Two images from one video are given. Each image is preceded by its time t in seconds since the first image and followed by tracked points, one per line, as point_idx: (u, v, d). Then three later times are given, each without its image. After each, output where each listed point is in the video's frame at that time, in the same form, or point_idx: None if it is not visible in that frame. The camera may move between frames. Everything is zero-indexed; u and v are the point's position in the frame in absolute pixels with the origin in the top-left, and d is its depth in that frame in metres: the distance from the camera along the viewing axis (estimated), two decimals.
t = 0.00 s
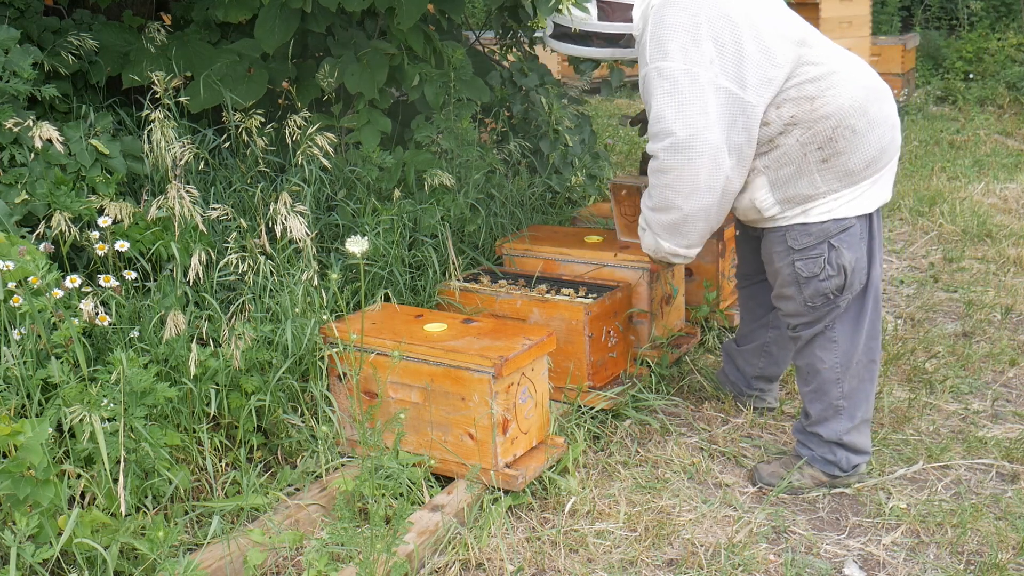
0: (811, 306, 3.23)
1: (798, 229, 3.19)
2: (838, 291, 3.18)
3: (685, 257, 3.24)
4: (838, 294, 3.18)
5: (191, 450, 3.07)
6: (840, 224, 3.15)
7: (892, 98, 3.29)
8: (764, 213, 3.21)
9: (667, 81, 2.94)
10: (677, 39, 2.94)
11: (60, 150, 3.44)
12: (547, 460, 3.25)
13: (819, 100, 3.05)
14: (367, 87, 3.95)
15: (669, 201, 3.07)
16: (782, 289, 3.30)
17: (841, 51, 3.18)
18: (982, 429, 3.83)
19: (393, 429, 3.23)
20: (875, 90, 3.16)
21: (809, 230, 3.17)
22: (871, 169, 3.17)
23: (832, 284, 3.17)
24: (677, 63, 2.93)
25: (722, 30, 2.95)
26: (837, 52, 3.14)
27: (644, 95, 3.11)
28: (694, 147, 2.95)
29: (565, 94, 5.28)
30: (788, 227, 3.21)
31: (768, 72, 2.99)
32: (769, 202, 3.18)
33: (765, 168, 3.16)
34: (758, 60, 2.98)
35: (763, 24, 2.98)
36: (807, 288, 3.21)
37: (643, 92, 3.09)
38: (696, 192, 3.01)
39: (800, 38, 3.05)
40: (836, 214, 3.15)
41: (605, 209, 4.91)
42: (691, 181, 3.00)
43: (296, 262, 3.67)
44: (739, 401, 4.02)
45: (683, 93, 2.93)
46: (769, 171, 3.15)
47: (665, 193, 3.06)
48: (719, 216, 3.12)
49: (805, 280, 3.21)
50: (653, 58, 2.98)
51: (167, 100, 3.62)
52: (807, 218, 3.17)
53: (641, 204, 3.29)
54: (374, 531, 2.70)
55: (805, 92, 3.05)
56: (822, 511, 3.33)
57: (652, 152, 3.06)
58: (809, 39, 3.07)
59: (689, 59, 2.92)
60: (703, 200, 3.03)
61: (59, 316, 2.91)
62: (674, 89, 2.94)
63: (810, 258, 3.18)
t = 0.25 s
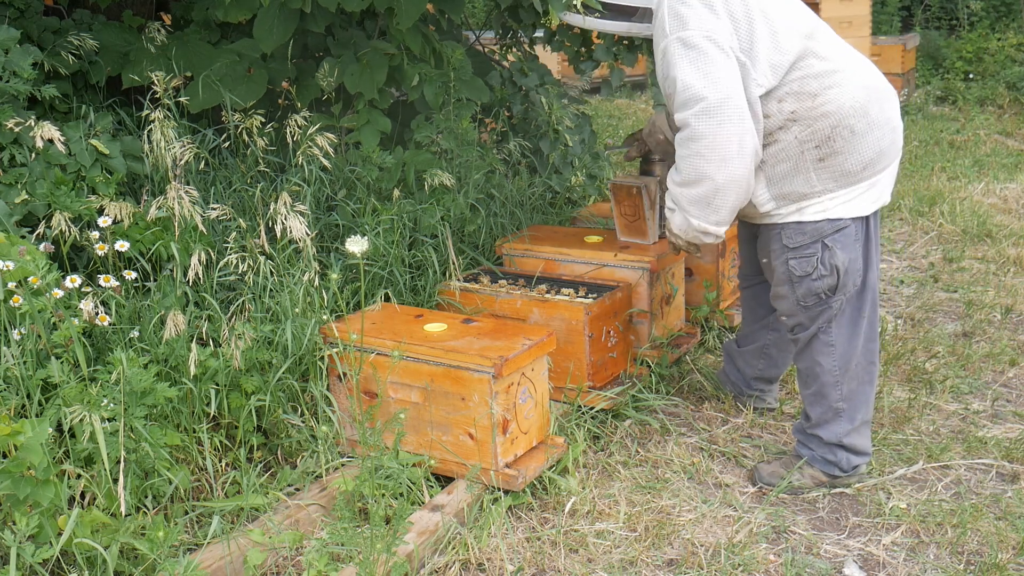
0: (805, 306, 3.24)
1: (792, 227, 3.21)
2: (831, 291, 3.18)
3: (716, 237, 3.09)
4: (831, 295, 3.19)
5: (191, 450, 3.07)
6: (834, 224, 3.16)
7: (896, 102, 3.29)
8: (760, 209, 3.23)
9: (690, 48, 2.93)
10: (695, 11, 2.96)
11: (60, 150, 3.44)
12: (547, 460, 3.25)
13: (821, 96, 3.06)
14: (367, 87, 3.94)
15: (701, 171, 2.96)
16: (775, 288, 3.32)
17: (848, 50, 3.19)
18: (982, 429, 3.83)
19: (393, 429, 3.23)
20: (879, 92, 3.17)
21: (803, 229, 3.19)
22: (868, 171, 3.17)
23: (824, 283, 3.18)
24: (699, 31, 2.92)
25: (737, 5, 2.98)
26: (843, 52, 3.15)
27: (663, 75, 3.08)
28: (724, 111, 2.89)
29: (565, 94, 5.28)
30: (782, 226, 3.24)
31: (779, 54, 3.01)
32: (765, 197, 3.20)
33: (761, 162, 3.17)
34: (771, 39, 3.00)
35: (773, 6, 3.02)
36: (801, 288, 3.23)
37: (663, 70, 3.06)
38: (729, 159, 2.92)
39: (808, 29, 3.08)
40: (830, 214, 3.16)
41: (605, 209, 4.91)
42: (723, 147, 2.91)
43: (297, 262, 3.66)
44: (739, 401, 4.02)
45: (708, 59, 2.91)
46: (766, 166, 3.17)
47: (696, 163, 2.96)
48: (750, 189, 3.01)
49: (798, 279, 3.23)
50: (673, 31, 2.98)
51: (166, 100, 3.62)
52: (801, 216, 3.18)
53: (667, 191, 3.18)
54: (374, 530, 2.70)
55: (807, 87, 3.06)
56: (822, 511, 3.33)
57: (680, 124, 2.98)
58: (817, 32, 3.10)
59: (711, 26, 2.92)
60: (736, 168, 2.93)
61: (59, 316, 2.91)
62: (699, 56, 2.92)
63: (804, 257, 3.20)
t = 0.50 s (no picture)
0: (814, 306, 3.23)
1: (805, 227, 3.19)
2: (842, 292, 3.18)
3: (750, 222, 3.04)
4: (842, 295, 3.18)
5: (191, 450, 3.07)
6: (847, 224, 3.16)
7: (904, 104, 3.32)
8: (771, 208, 3.21)
9: (722, 27, 2.89)
10: None
11: (60, 150, 3.44)
12: (547, 460, 3.25)
13: (838, 93, 3.07)
14: (367, 87, 3.94)
15: (738, 151, 2.91)
16: (784, 288, 3.30)
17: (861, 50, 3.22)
18: (982, 429, 3.83)
19: (393, 429, 3.23)
20: (893, 92, 3.19)
21: (815, 229, 3.18)
22: (882, 172, 3.18)
23: (835, 283, 3.16)
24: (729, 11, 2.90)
25: None
26: (857, 52, 3.18)
27: (687, 59, 3.03)
28: (761, 89, 2.86)
29: (565, 94, 5.27)
30: (794, 225, 3.22)
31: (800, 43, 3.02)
32: (776, 196, 3.18)
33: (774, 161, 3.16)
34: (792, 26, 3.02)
35: None
36: (812, 287, 3.21)
37: (688, 54, 3.01)
38: (768, 138, 2.89)
39: (824, 24, 3.11)
40: (844, 214, 3.15)
41: (605, 209, 4.91)
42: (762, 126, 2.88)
43: (297, 262, 3.66)
44: (739, 401, 4.02)
45: (741, 38, 2.88)
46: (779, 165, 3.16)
47: (733, 144, 2.92)
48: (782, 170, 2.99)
49: (808, 279, 3.22)
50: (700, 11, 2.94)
51: (166, 100, 3.62)
52: (814, 216, 3.17)
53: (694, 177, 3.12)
54: (374, 530, 2.70)
55: (825, 84, 3.07)
56: (822, 511, 3.33)
57: (714, 105, 2.93)
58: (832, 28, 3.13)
59: (742, 6, 2.90)
60: (772, 148, 2.91)
61: (59, 316, 2.90)
62: (732, 35, 2.88)
63: (816, 257, 3.18)
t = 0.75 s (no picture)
0: (822, 308, 3.22)
1: (815, 229, 3.17)
2: (852, 294, 3.17)
3: (753, 217, 3.07)
4: (852, 297, 3.18)
5: (191, 450, 3.07)
6: (858, 227, 3.16)
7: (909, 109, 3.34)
8: (781, 209, 3.18)
9: (749, 24, 2.88)
10: None
11: (61, 150, 3.44)
12: (547, 460, 3.26)
13: (853, 95, 3.08)
14: (366, 87, 3.94)
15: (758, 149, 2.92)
16: (792, 289, 3.27)
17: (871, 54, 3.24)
18: (982, 429, 3.83)
19: (393, 429, 3.23)
20: (903, 95, 3.22)
21: (827, 230, 3.16)
22: (893, 174, 3.19)
23: (846, 285, 3.16)
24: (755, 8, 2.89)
25: None
26: (868, 54, 3.19)
27: (707, 55, 3.01)
28: (787, 88, 2.86)
29: (565, 94, 5.27)
30: (802, 227, 3.20)
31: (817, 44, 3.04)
32: (788, 198, 3.15)
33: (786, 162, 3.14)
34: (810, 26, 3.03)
35: None
36: (821, 289, 3.20)
37: (710, 49, 2.98)
38: (787, 140, 2.90)
39: (837, 25, 3.12)
40: (855, 216, 3.15)
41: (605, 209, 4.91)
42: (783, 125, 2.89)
43: (297, 262, 3.66)
44: (739, 401, 4.01)
45: (768, 36, 2.88)
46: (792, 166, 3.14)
47: (752, 142, 2.92)
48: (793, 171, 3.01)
49: (818, 281, 3.20)
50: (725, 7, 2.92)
51: (167, 100, 3.62)
52: (826, 217, 3.15)
53: (704, 168, 3.12)
54: (374, 530, 2.70)
55: (842, 85, 3.07)
56: (822, 511, 3.33)
57: (736, 102, 2.92)
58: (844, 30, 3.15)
59: (768, 4, 2.89)
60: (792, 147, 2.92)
61: (59, 316, 2.90)
62: (759, 33, 2.87)
63: (827, 259, 3.17)
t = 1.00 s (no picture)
0: (822, 309, 3.23)
1: (816, 231, 3.18)
2: (852, 296, 3.18)
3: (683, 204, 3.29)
4: (852, 299, 3.19)
5: (191, 450, 3.07)
6: (859, 229, 3.17)
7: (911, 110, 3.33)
8: (782, 210, 3.19)
9: (727, 45, 2.90)
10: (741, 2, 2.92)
11: (61, 150, 3.44)
12: (547, 461, 3.26)
13: (856, 98, 3.06)
14: (367, 87, 3.94)
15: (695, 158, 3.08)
16: (792, 291, 3.28)
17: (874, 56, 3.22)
18: (982, 429, 3.83)
19: (393, 429, 3.23)
20: (905, 97, 3.21)
21: (827, 233, 3.17)
22: (894, 177, 3.19)
23: (846, 287, 3.17)
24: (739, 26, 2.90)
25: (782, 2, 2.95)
26: (872, 56, 3.17)
27: (693, 56, 3.06)
28: (738, 116, 2.92)
29: (565, 94, 5.27)
30: (802, 229, 3.21)
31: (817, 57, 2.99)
32: (789, 199, 3.16)
33: (788, 164, 3.14)
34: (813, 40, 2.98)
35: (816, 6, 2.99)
36: (821, 291, 3.21)
37: (694, 53, 3.04)
38: (726, 159, 3.02)
39: (841, 27, 3.08)
40: (856, 218, 3.15)
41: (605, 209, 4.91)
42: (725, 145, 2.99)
43: (297, 262, 3.66)
44: (739, 402, 4.01)
45: (741, 59, 2.89)
46: (794, 167, 3.14)
47: (695, 149, 3.06)
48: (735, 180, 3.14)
49: (818, 283, 3.21)
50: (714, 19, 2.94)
51: (166, 100, 3.62)
52: (826, 219, 3.16)
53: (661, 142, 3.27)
54: (374, 530, 2.70)
55: (845, 89, 3.04)
56: (822, 511, 3.33)
57: (694, 111, 3.01)
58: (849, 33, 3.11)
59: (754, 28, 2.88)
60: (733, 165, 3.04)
61: (59, 316, 2.90)
62: (731, 53, 2.90)
63: (827, 260, 3.18)
